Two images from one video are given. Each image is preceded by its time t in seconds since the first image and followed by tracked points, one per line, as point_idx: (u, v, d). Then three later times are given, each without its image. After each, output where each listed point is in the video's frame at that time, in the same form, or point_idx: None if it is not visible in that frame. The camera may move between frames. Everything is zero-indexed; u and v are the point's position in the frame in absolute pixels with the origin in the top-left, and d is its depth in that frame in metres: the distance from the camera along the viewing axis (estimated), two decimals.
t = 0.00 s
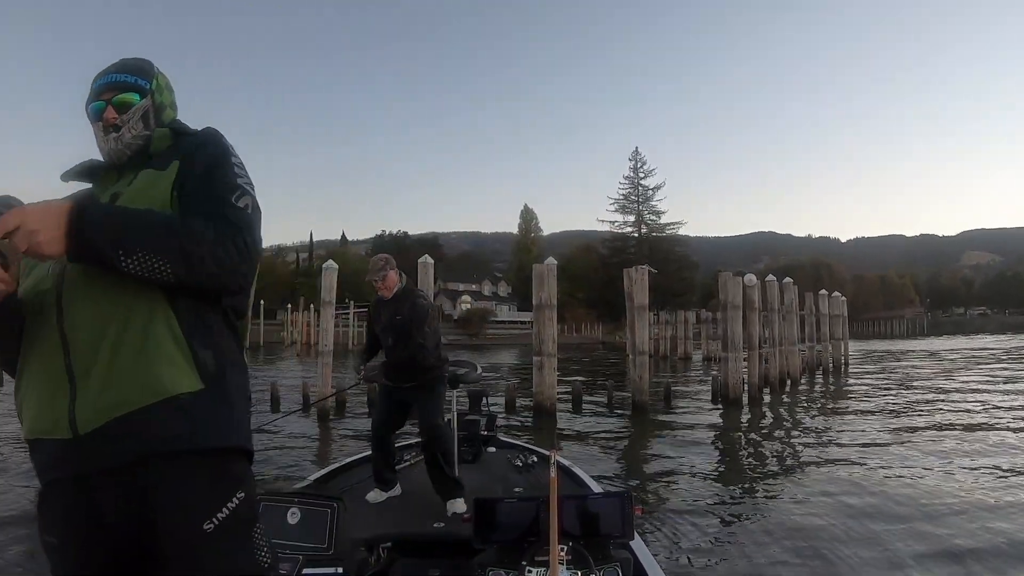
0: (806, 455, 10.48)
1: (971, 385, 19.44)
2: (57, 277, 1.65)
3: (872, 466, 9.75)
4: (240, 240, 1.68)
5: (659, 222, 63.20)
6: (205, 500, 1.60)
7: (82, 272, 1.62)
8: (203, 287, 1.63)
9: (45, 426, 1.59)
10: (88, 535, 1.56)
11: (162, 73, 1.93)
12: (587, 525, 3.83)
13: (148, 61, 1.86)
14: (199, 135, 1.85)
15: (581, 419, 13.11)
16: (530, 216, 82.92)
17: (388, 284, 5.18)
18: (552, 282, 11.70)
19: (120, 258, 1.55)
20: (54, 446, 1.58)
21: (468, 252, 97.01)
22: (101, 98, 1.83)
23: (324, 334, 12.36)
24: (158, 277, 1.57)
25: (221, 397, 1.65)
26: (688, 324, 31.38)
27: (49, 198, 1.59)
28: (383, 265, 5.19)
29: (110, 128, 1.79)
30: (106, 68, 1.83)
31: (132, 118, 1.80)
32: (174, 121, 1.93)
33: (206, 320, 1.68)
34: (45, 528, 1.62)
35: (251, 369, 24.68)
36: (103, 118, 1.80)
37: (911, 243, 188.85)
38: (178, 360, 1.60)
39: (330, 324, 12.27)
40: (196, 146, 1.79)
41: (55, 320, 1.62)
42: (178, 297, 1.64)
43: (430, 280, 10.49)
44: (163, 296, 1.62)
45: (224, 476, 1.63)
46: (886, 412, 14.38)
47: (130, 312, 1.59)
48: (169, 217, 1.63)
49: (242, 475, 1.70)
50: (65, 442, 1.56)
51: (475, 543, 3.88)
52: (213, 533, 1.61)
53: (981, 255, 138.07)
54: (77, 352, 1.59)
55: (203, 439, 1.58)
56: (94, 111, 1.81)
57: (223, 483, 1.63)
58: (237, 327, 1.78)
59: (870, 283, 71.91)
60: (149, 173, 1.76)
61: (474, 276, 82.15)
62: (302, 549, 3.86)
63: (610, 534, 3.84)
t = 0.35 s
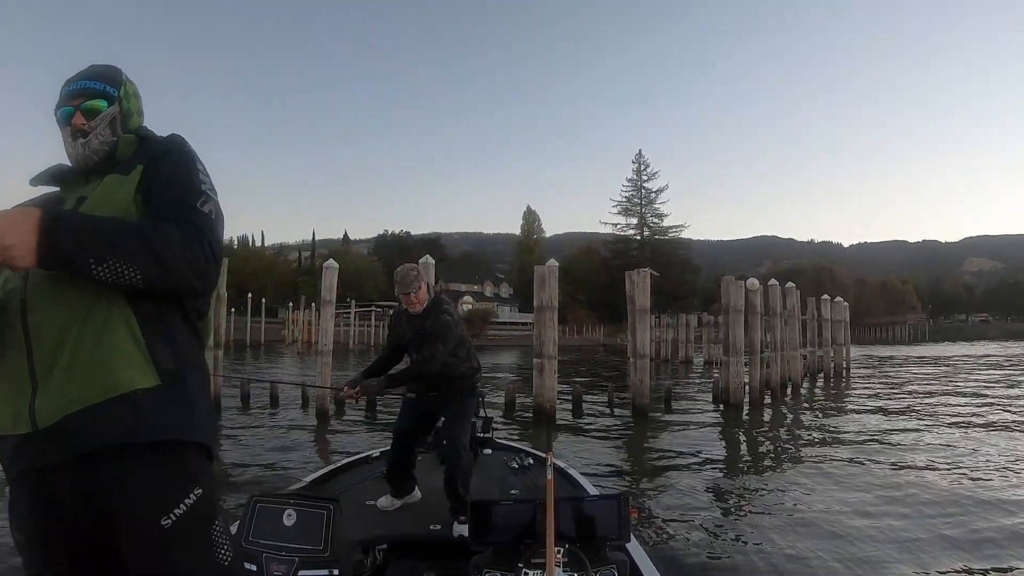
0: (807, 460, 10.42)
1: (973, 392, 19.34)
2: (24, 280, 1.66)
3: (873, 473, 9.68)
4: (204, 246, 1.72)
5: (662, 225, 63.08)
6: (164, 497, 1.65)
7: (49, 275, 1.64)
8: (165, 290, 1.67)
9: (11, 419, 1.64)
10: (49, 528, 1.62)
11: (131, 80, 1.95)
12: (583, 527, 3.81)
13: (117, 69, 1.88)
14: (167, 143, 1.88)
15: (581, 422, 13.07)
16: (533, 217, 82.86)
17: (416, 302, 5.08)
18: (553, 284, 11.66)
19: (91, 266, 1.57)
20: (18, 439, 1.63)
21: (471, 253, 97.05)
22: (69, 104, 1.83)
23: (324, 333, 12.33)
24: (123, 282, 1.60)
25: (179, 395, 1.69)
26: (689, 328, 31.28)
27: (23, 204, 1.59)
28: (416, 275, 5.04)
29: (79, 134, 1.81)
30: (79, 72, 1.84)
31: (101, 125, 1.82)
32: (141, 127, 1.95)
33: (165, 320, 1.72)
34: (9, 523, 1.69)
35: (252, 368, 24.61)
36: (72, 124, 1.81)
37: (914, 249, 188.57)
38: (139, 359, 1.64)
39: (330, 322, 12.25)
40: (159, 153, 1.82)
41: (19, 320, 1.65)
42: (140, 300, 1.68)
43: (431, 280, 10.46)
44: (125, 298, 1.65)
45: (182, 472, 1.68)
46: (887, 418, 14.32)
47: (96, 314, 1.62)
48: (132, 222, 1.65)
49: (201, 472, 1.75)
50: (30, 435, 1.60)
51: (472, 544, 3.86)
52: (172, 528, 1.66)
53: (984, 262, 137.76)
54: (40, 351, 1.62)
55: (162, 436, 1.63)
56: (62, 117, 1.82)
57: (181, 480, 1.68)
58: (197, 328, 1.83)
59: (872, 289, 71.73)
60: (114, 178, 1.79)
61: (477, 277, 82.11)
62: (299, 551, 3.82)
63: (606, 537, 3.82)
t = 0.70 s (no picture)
0: (807, 460, 10.38)
1: (975, 391, 19.28)
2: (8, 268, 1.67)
3: (873, 472, 9.63)
4: (185, 229, 1.73)
5: (663, 226, 63.02)
6: (143, 477, 1.61)
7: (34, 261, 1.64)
8: (147, 273, 1.67)
9: None
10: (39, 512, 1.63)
11: (102, 76, 1.94)
12: (575, 530, 3.79)
13: (87, 63, 1.87)
14: (139, 134, 1.86)
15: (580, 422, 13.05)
16: (534, 218, 82.83)
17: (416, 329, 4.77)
18: (552, 284, 11.64)
19: (79, 248, 1.57)
20: (5, 423, 1.63)
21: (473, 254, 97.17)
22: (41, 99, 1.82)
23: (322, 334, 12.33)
24: (111, 267, 1.60)
25: (161, 374, 1.68)
26: (690, 328, 31.23)
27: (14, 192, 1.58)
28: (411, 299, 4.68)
29: (52, 128, 1.80)
30: (48, 67, 1.83)
31: (74, 118, 1.80)
32: (113, 122, 1.93)
33: (146, 302, 1.71)
34: None
35: (252, 370, 24.60)
36: (45, 118, 1.80)
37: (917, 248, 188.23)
38: (122, 339, 1.63)
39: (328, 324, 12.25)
40: (133, 143, 1.81)
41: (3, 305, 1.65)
42: (121, 281, 1.67)
43: (429, 281, 10.45)
44: (107, 280, 1.65)
45: (162, 452, 1.65)
46: (889, 417, 14.28)
47: (78, 295, 1.62)
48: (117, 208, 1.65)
49: (184, 452, 1.73)
50: (16, 419, 1.61)
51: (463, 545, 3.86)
52: (153, 505, 1.62)
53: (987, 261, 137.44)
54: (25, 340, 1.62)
55: (145, 413, 1.61)
56: (35, 111, 1.80)
57: (162, 460, 1.65)
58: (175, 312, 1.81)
59: (874, 288, 71.61)
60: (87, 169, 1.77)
61: (478, 278, 82.17)
62: (289, 546, 3.81)
63: (599, 540, 3.80)
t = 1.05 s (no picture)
0: (811, 454, 10.34)
1: (980, 381, 19.19)
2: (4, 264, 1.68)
3: (878, 465, 9.59)
4: (180, 226, 1.73)
5: (664, 223, 62.91)
6: (140, 477, 1.61)
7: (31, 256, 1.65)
8: (141, 268, 1.66)
9: None
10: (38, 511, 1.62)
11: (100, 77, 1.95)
12: (576, 530, 3.81)
13: (87, 63, 1.87)
14: (136, 133, 1.86)
15: (584, 421, 13.02)
16: (535, 219, 82.75)
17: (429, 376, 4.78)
18: (552, 284, 11.62)
19: (73, 240, 1.57)
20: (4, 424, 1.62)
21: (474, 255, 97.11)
22: (40, 95, 1.82)
23: (323, 338, 12.33)
24: (102, 260, 1.60)
25: (158, 373, 1.68)
26: (693, 325, 31.17)
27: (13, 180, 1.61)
28: (421, 350, 4.65)
29: (50, 124, 1.80)
30: (51, 67, 1.84)
31: (73, 116, 1.81)
32: (110, 121, 1.94)
33: (140, 299, 1.71)
34: None
35: (256, 377, 24.62)
36: (43, 114, 1.80)
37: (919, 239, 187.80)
38: (115, 335, 1.63)
39: (329, 328, 12.25)
40: (130, 140, 1.81)
41: None
42: (115, 279, 1.67)
43: (429, 283, 10.45)
44: (100, 276, 1.65)
45: (160, 450, 1.65)
46: (894, 409, 14.21)
47: (72, 290, 1.62)
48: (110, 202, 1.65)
49: (182, 454, 1.72)
50: (14, 420, 1.61)
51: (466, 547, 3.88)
52: (151, 508, 1.62)
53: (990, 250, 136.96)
54: (21, 337, 1.62)
55: (142, 410, 1.61)
56: (34, 107, 1.80)
57: (158, 459, 1.65)
58: (170, 311, 1.80)
59: (876, 281, 71.39)
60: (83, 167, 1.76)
61: (481, 279, 82.15)
62: (292, 549, 3.81)
63: (599, 540, 3.82)
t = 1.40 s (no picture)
0: (817, 450, 10.31)
1: (987, 375, 19.09)
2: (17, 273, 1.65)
3: (884, 460, 9.57)
4: (200, 238, 1.76)
5: (667, 221, 62.77)
6: (164, 491, 1.63)
7: (48, 266, 1.64)
8: (160, 281, 1.68)
9: (7, 422, 1.61)
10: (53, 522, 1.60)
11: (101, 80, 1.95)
12: (582, 529, 3.82)
13: (90, 67, 1.87)
14: (142, 142, 1.89)
15: (589, 421, 13.01)
16: (537, 219, 82.69)
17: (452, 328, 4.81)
18: (555, 284, 11.60)
19: (95, 250, 1.57)
20: (17, 440, 1.60)
21: (477, 257, 97.13)
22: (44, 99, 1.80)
23: (327, 342, 12.33)
24: (126, 270, 1.60)
25: (177, 386, 1.70)
26: (698, 323, 31.10)
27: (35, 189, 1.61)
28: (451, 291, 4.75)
29: (56, 130, 1.79)
30: (49, 67, 1.82)
31: (80, 122, 1.81)
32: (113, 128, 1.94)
33: (156, 313, 1.72)
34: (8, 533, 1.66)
35: (261, 382, 24.65)
36: (49, 118, 1.79)
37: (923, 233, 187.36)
38: (136, 349, 1.64)
39: (332, 332, 12.26)
40: (139, 152, 1.83)
41: (12, 307, 1.64)
42: (134, 292, 1.68)
43: (431, 285, 10.47)
44: (119, 288, 1.65)
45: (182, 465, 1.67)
46: (900, 403, 14.18)
47: (93, 302, 1.63)
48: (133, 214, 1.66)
49: (199, 465, 1.75)
50: (31, 435, 1.58)
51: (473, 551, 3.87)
52: (174, 523, 1.64)
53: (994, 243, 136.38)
54: (37, 348, 1.61)
55: (166, 422, 1.63)
56: (38, 111, 1.78)
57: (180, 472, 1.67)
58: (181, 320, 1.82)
59: (881, 275, 71.11)
60: (95, 177, 1.77)
61: (484, 280, 82.17)
62: (299, 556, 3.80)
63: (606, 539, 3.82)
